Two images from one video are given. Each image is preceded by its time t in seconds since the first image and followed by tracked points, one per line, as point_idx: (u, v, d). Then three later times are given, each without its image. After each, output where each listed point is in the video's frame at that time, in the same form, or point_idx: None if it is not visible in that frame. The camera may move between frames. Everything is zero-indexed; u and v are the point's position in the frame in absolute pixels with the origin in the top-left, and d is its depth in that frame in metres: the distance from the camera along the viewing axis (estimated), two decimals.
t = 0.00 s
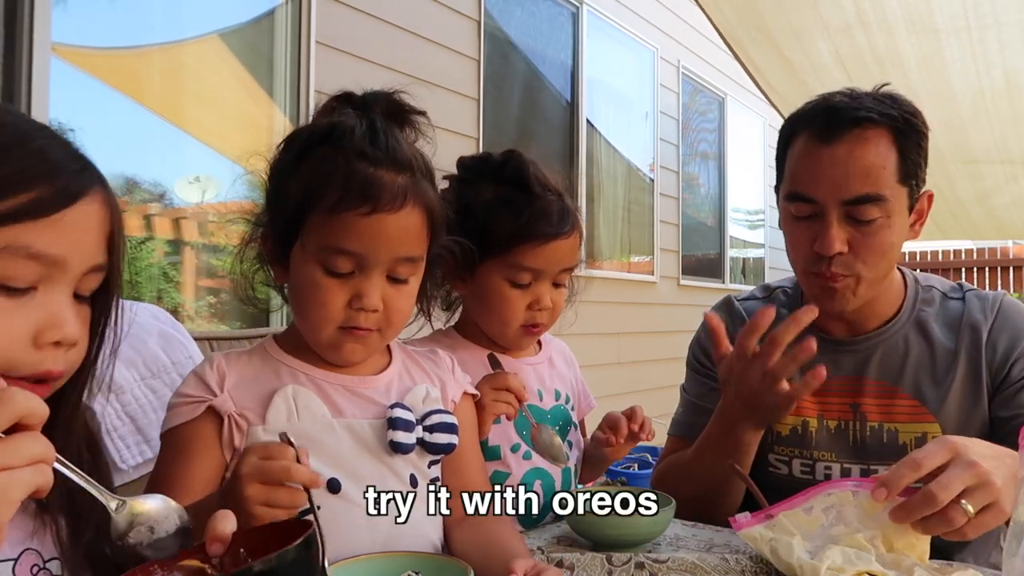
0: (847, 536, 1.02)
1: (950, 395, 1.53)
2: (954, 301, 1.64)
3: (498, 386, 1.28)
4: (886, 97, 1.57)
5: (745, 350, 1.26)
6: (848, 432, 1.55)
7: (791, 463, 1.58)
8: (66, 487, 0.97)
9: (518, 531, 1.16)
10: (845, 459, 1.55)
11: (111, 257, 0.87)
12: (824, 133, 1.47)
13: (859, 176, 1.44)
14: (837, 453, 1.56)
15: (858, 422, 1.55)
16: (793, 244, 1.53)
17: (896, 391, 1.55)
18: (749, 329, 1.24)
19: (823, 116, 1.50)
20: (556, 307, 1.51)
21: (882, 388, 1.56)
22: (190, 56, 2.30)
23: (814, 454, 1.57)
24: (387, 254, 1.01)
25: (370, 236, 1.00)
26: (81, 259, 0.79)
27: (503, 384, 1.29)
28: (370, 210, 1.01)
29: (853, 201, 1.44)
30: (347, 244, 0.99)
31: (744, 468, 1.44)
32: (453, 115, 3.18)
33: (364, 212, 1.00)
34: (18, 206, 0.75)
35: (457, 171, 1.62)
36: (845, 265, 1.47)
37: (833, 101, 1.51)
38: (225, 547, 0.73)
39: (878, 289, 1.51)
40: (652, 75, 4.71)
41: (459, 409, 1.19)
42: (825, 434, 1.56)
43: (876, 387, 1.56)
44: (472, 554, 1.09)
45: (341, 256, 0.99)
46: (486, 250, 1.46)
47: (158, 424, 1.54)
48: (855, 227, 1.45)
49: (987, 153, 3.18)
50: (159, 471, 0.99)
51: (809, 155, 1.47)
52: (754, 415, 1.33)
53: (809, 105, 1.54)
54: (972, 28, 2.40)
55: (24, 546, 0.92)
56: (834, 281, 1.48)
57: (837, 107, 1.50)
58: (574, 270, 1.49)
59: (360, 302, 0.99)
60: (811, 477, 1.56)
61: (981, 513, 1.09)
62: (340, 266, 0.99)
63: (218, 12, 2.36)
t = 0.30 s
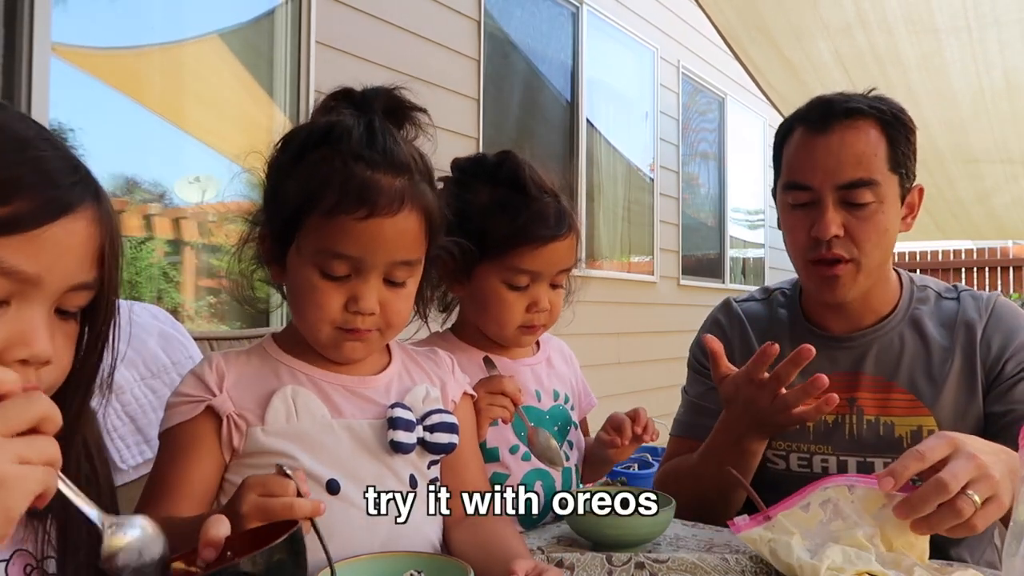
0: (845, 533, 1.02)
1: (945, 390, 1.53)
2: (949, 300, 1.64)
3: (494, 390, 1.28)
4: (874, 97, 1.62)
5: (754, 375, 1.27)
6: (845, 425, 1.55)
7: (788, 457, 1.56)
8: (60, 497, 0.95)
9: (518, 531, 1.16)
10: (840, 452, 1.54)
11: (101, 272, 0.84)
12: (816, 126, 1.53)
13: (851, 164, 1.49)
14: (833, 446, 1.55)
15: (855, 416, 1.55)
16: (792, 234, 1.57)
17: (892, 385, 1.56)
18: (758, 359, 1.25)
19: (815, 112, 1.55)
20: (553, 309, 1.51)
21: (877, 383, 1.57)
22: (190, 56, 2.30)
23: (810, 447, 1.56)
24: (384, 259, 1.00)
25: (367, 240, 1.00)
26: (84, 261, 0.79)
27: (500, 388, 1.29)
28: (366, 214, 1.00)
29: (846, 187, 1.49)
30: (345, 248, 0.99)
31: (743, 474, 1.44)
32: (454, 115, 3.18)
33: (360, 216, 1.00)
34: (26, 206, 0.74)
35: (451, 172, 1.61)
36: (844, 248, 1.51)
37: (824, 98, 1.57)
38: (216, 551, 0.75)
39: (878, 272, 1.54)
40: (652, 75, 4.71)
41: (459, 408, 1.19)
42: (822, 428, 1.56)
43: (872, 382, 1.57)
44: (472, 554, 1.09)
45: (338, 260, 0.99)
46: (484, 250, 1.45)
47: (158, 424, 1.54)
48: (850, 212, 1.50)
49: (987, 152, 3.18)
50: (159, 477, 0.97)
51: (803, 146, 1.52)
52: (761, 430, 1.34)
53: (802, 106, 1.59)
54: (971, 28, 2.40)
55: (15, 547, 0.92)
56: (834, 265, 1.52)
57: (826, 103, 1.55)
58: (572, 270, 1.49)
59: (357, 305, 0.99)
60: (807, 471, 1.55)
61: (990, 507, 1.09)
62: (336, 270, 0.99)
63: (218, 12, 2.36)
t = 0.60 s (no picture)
0: (845, 532, 1.02)
1: (946, 380, 1.53)
2: (948, 295, 1.65)
3: (497, 393, 1.28)
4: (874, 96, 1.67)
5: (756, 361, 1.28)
6: (846, 413, 1.54)
7: (790, 444, 1.56)
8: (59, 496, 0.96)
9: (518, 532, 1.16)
10: (843, 440, 1.54)
11: (103, 277, 0.83)
12: (829, 117, 1.57)
13: (867, 151, 1.52)
14: (835, 433, 1.54)
15: (857, 404, 1.54)
16: (805, 220, 1.59)
17: (893, 372, 1.55)
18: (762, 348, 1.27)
19: (825, 104, 1.60)
20: (551, 309, 1.51)
21: (878, 370, 1.57)
22: (190, 56, 2.30)
23: (812, 434, 1.55)
24: (388, 261, 1.00)
25: (373, 244, 0.99)
26: (86, 264, 0.78)
27: (502, 391, 1.29)
28: (373, 217, 1.00)
29: (863, 173, 1.53)
30: (350, 252, 0.99)
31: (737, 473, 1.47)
32: (454, 115, 3.18)
33: (366, 220, 1.00)
34: (31, 211, 0.74)
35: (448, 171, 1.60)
36: (862, 234, 1.53)
37: (836, 91, 1.61)
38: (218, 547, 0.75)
39: (885, 262, 1.58)
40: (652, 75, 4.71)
41: (460, 409, 1.19)
42: (823, 416, 1.55)
43: (872, 370, 1.57)
44: (472, 554, 1.09)
45: (342, 264, 0.99)
46: (484, 248, 1.45)
47: (158, 423, 1.54)
48: (866, 199, 1.53)
49: (987, 152, 3.18)
50: (157, 478, 0.97)
51: (819, 133, 1.56)
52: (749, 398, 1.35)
53: (810, 99, 1.64)
54: (972, 28, 2.40)
55: (16, 546, 0.92)
56: (851, 249, 1.54)
57: (832, 97, 1.60)
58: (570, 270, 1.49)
59: (361, 308, 0.99)
60: (809, 458, 1.55)
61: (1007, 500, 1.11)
62: (340, 272, 0.99)
63: (218, 12, 2.36)
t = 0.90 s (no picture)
0: (845, 532, 1.02)
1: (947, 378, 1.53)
2: (950, 298, 1.65)
3: (494, 399, 1.27)
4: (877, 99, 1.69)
5: (764, 362, 1.29)
6: (848, 410, 1.55)
7: (791, 441, 1.55)
8: (62, 504, 0.98)
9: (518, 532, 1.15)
10: (843, 437, 1.54)
11: (113, 286, 0.84)
12: (845, 114, 1.59)
13: (884, 146, 1.54)
14: (835, 430, 1.54)
15: (858, 401, 1.55)
16: (823, 214, 1.59)
17: (896, 371, 1.56)
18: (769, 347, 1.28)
19: (837, 104, 1.62)
20: (548, 311, 1.50)
21: (880, 370, 1.57)
22: (190, 56, 2.31)
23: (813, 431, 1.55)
24: (393, 264, 1.01)
25: (379, 247, 1.00)
26: (96, 272, 0.79)
27: (500, 398, 1.28)
28: (378, 220, 1.00)
29: (882, 169, 1.54)
30: (354, 255, 0.99)
31: (736, 474, 1.47)
32: (454, 115, 3.18)
33: (372, 223, 1.00)
34: (43, 219, 0.74)
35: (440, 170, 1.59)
36: (880, 227, 1.54)
37: (848, 92, 1.64)
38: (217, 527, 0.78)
39: (897, 259, 1.58)
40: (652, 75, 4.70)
41: (459, 410, 1.19)
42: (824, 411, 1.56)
43: (876, 368, 1.57)
44: (472, 555, 1.08)
45: (347, 267, 0.99)
46: (479, 247, 1.44)
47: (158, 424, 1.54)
48: (882, 194, 1.55)
49: (987, 152, 3.18)
50: (157, 481, 0.97)
51: (836, 129, 1.58)
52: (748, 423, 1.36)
53: (822, 100, 1.67)
54: (971, 28, 2.40)
55: (21, 548, 0.87)
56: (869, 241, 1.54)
57: (843, 98, 1.63)
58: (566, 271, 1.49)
59: (365, 310, 0.99)
60: (810, 456, 1.54)
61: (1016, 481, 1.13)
62: (345, 275, 0.99)
63: (219, 12, 2.36)
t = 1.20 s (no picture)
0: (845, 533, 1.02)
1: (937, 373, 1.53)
2: (943, 294, 1.64)
3: (505, 411, 1.27)
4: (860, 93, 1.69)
5: (744, 364, 1.29)
6: (836, 410, 1.55)
7: (783, 442, 1.56)
8: (67, 506, 0.98)
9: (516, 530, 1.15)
10: (832, 436, 1.54)
11: (117, 290, 0.84)
12: (823, 117, 1.59)
13: (865, 146, 1.54)
14: (824, 430, 1.55)
15: (847, 401, 1.55)
16: (807, 218, 1.60)
17: (885, 370, 1.55)
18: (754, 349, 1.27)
19: (816, 106, 1.62)
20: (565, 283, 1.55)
21: (871, 368, 1.57)
22: (190, 56, 2.31)
23: (802, 432, 1.56)
24: (393, 267, 1.01)
25: (379, 250, 1.00)
26: (98, 276, 0.79)
27: (511, 409, 1.28)
28: (378, 223, 1.00)
29: (862, 170, 1.54)
30: (353, 257, 0.99)
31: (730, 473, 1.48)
32: (454, 115, 3.18)
33: (371, 226, 0.99)
34: (45, 224, 0.74)
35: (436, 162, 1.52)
36: (864, 228, 1.55)
37: (828, 92, 1.63)
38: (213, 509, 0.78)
39: (889, 255, 1.59)
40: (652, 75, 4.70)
41: (455, 410, 1.18)
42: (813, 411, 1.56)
43: (865, 365, 1.57)
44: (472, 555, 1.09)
45: (346, 270, 0.99)
46: (510, 239, 1.43)
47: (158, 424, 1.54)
48: (865, 194, 1.55)
49: (987, 152, 3.18)
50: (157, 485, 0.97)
51: (814, 131, 1.58)
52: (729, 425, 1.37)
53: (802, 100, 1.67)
54: (971, 28, 2.40)
55: (23, 549, 0.87)
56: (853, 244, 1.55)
57: (823, 98, 1.63)
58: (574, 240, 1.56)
59: (364, 313, 1.00)
60: (801, 456, 1.54)
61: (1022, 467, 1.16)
62: (344, 278, 0.99)
63: (219, 12, 2.36)
